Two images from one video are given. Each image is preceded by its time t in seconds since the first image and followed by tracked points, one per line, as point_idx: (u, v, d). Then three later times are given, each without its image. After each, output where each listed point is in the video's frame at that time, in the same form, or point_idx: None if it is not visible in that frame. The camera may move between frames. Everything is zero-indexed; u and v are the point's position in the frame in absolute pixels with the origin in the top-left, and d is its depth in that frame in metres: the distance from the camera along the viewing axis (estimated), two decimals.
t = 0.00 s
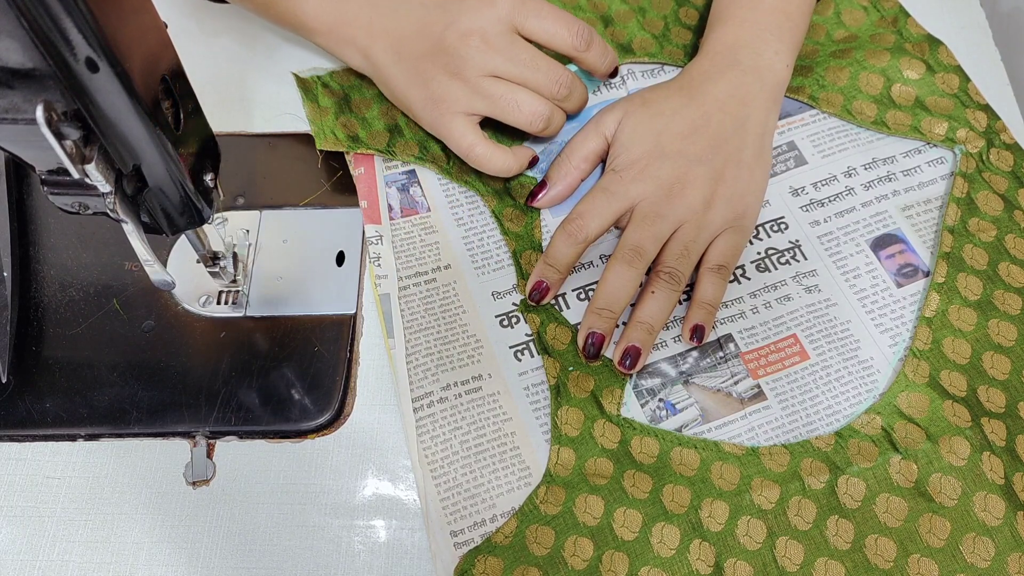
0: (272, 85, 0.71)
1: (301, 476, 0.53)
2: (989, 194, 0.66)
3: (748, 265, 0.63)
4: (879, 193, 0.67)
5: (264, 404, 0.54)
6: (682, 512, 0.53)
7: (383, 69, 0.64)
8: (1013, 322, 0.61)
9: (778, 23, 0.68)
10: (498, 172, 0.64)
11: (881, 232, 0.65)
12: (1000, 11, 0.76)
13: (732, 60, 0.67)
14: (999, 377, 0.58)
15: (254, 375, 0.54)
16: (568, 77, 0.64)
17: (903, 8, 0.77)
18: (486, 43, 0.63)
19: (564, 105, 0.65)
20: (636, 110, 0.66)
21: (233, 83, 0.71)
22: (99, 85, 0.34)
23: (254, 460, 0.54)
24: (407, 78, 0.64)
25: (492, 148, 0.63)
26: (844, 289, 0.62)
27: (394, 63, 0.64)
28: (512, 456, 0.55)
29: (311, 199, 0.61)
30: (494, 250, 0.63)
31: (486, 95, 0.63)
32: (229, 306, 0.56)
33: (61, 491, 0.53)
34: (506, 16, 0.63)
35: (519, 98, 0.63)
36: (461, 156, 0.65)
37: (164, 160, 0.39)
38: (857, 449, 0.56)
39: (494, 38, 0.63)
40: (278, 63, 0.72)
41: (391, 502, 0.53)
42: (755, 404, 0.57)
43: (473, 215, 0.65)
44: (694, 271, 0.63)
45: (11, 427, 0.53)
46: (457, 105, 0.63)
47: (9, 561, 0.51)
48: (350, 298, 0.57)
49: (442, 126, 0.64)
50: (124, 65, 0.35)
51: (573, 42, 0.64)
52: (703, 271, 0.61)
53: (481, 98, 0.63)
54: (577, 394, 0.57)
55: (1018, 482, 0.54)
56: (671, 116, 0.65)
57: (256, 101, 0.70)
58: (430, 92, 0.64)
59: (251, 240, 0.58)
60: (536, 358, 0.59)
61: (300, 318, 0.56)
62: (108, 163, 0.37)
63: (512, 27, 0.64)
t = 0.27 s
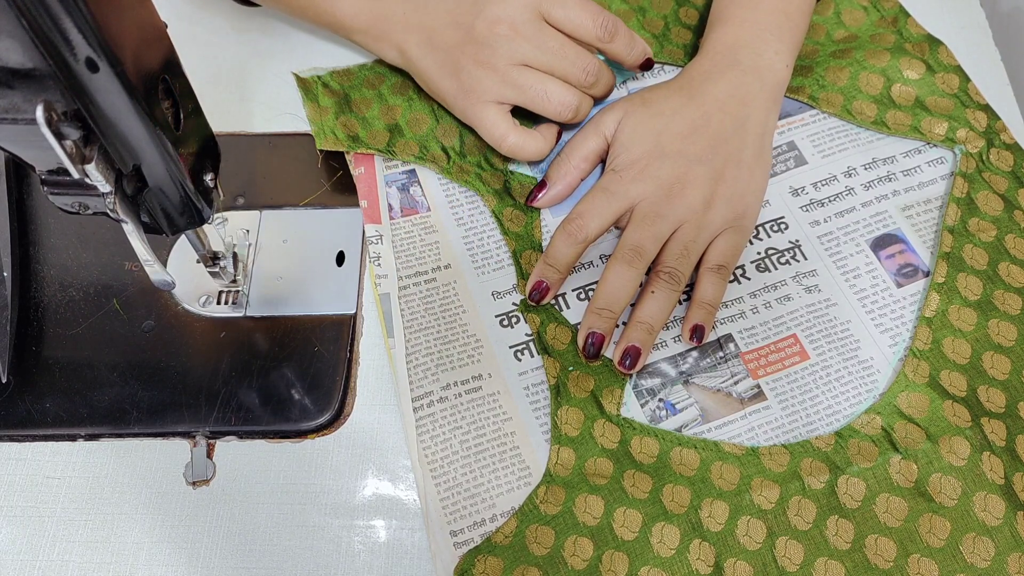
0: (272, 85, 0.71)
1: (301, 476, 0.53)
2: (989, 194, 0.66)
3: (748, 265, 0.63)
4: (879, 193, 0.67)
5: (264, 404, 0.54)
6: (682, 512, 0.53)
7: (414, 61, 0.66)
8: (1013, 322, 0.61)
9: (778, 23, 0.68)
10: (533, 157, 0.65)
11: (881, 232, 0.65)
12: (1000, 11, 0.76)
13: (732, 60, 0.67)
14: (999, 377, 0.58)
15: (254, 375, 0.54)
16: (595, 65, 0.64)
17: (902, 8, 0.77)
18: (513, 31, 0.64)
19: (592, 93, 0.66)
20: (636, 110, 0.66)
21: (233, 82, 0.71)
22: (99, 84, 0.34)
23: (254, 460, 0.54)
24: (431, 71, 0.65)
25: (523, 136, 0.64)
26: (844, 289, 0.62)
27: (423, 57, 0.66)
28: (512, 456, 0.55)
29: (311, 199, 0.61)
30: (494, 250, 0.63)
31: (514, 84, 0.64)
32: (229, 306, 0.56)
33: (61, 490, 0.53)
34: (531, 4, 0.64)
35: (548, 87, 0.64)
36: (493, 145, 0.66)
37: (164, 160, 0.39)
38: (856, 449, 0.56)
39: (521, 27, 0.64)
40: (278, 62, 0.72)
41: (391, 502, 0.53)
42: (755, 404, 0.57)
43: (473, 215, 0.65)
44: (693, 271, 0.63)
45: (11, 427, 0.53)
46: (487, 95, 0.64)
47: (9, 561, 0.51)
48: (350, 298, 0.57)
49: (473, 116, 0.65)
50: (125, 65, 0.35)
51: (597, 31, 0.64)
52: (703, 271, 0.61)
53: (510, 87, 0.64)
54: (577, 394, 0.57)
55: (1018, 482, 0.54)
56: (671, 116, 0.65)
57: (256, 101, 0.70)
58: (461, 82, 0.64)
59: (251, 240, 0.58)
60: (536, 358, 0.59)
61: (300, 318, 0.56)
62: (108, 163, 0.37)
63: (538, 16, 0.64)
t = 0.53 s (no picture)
0: (272, 85, 0.71)
1: (301, 476, 0.54)
2: (989, 194, 0.66)
3: (748, 265, 0.63)
4: (879, 193, 0.67)
5: (264, 404, 0.54)
6: (682, 512, 0.53)
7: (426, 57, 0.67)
8: (1013, 322, 0.60)
9: (778, 23, 0.68)
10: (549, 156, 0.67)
11: (881, 232, 0.65)
12: (1000, 11, 0.76)
13: (732, 60, 0.67)
14: (999, 377, 0.58)
15: (254, 375, 0.54)
16: (602, 64, 0.65)
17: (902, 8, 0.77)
18: (521, 33, 0.63)
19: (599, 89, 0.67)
20: (636, 110, 0.66)
21: (233, 82, 0.71)
22: (99, 85, 0.34)
23: (254, 460, 0.54)
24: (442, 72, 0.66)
25: (539, 138, 0.65)
26: (844, 289, 0.62)
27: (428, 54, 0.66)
28: (512, 456, 0.55)
29: (311, 199, 0.61)
30: (495, 250, 0.63)
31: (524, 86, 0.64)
32: (229, 306, 0.56)
33: (60, 490, 0.53)
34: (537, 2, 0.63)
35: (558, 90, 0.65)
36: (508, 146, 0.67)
37: (164, 160, 0.39)
38: (856, 449, 0.56)
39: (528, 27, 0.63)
40: (278, 63, 0.72)
41: (391, 502, 0.53)
42: (755, 404, 0.57)
43: (473, 215, 0.65)
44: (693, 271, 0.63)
45: (11, 427, 0.54)
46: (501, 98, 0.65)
47: (10, 561, 0.51)
48: (350, 298, 0.57)
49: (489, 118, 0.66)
50: (125, 65, 0.35)
51: (605, 30, 0.64)
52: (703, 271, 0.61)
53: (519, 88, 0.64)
54: (577, 394, 0.57)
55: (1018, 481, 0.54)
56: (671, 116, 0.65)
57: (256, 100, 0.70)
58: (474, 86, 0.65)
59: (251, 240, 0.58)
60: (536, 358, 0.59)
61: (300, 318, 0.56)
62: (108, 163, 0.37)
63: (544, 13, 0.64)
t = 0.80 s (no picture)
0: (272, 85, 0.71)
1: (301, 476, 0.54)
2: (989, 194, 0.66)
3: (747, 265, 0.63)
4: (879, 193, 0.67)
5: (264, 404, 0.54)
6: (682, 512, 0.53)
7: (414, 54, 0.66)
8: (1013, 322, 0.61)
9: (778, 23, 0.68)
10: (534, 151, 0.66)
11: (881, 232, 0.65)
12: (999, 12, 0.76)
13: (732, 60, 0.67)
14: (999, 377, 0.58)
15: (254, 375, 0.54)
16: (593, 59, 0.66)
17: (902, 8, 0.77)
18: (516, 19, 0.64)
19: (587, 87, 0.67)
20: (636, 110, 0.66)
21: (233, 82, 0.71)
22: (99, 85, 0.34)
23: (254, 460, 0.54)
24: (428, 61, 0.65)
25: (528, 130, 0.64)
26: (844, 289, 0.62)
27: (421, 51, 0.65)
28: (512, 456, 0.55)
29: (311, 199, 0.61)
30: (494, 250, 0.63)
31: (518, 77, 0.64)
32: (229, 306, 0.56)
33: (61, 490, 0.53)
34: None
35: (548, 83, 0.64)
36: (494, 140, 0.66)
37: (164, 160, 0.39)
38: (856, 449, 0.56)
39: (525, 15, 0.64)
40: (278, 63, 0.72)
41: (391, 502, 0.53)
42: (755, 404, 0.57)
43: (473, 215, 0.65)
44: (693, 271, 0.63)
45: (11, 427, 0.54)
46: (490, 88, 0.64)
47: (10, 561, 0.51)
48: (350, 298, 0.57)
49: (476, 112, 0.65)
50: (124, 65, 0.35)
51: (596, 22, 0.65)
52: (702, 270, 0.61)
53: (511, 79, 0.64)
54: (577, 394, 0.57)
55: (1018, 481, 0.54)
56: (671, 116, 0.65)
57: (256, 100, 0.70)
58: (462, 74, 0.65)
59: (251, 240, 0.58)
60: (536, 358, 0.59)
61: (300, 318, 0.56)
62: (108, 163, 0.37)
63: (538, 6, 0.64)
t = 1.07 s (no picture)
0: (272, 84, 0.71)
1: (301, 476, 0.54)
2: (989, 194, 0.66)
3: (748, 265, 0.63)
4: (879, 193, 0.67)
5: (264, 404, 0.54)
6: (682, 512, 0.53)
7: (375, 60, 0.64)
8: (1013, 322, 0.61)
9: (779, 23, 0.68)
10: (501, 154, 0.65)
11: (881, 232, 0.65)
12: (1000, 11, 0.76)
13: (732, 58, 0.67)
14: (999, 377, 0.58)
15: (254, 375, 0.54)
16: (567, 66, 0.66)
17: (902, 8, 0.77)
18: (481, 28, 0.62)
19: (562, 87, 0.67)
20: (637, 110, 0.66)
21: (233, 82, 0.71)
22: (99, 85, 0.34)
23: (254, 460, 0.54)
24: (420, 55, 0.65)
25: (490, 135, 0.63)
26: (844, 289, 0.62)
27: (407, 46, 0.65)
28: (512, 456, 0.55)
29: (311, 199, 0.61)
30: (494, 250, 0.63)
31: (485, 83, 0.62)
32: (229, 306, 0.56)
33: (61, 490, 0.53)
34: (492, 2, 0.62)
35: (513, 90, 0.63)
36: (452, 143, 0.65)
37: (163, 159, 0.39)
38: (856, 449, 0.56)
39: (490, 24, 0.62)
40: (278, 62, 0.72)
41: (391, 502, 0.53)
42: (755, 404, 0.57)
43: (473, 215, 0.65)
44: (693, 271, 0.63)
45: (11, 427, 0.53)
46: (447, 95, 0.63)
47: (10, 561, 0.51)
48: (350, 298, 0.57)
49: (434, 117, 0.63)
50: (124, 65, 0.35)
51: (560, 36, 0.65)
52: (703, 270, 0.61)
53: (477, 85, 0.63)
54: (577, 394, 0.57)
55: (1018, 482, 0.54)
56: (671, 116, 0.65)
57: (256, 100, 0.70)
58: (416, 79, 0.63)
59: (251, 240, 0.58)
60: (536, 358, 0.59)
61: (300, 318, 0.56)
62: (107, 163, 0.37)
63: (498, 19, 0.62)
